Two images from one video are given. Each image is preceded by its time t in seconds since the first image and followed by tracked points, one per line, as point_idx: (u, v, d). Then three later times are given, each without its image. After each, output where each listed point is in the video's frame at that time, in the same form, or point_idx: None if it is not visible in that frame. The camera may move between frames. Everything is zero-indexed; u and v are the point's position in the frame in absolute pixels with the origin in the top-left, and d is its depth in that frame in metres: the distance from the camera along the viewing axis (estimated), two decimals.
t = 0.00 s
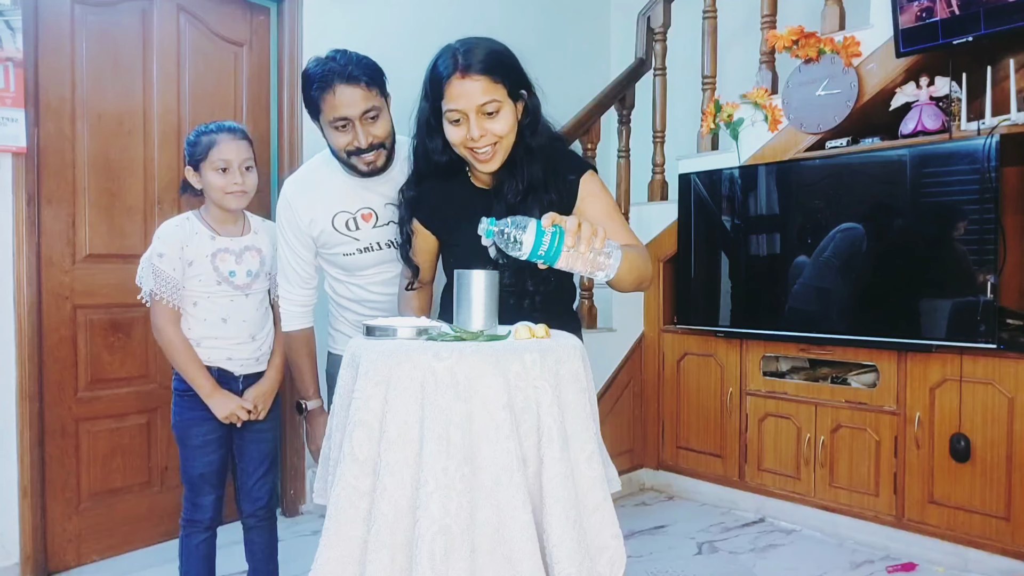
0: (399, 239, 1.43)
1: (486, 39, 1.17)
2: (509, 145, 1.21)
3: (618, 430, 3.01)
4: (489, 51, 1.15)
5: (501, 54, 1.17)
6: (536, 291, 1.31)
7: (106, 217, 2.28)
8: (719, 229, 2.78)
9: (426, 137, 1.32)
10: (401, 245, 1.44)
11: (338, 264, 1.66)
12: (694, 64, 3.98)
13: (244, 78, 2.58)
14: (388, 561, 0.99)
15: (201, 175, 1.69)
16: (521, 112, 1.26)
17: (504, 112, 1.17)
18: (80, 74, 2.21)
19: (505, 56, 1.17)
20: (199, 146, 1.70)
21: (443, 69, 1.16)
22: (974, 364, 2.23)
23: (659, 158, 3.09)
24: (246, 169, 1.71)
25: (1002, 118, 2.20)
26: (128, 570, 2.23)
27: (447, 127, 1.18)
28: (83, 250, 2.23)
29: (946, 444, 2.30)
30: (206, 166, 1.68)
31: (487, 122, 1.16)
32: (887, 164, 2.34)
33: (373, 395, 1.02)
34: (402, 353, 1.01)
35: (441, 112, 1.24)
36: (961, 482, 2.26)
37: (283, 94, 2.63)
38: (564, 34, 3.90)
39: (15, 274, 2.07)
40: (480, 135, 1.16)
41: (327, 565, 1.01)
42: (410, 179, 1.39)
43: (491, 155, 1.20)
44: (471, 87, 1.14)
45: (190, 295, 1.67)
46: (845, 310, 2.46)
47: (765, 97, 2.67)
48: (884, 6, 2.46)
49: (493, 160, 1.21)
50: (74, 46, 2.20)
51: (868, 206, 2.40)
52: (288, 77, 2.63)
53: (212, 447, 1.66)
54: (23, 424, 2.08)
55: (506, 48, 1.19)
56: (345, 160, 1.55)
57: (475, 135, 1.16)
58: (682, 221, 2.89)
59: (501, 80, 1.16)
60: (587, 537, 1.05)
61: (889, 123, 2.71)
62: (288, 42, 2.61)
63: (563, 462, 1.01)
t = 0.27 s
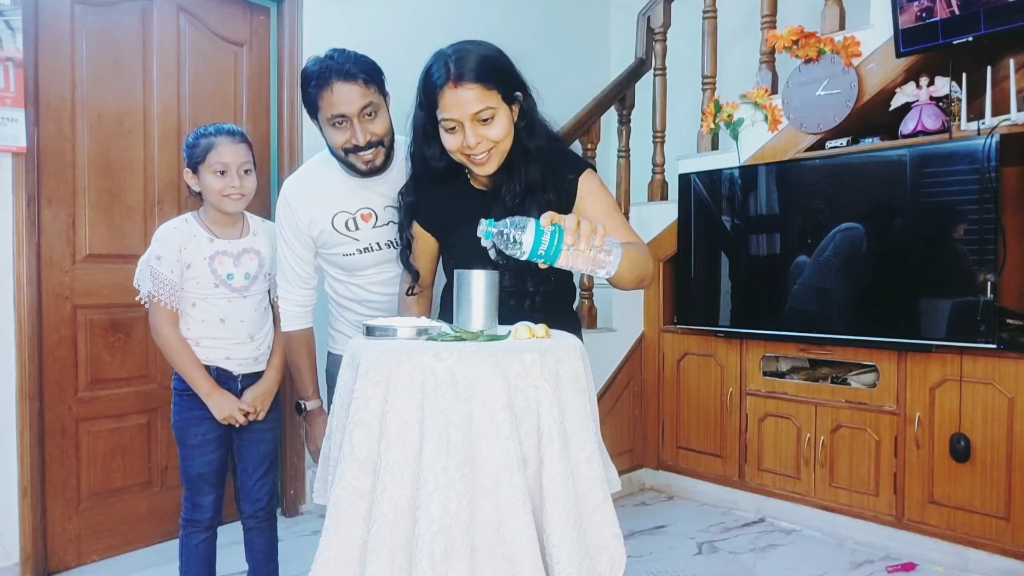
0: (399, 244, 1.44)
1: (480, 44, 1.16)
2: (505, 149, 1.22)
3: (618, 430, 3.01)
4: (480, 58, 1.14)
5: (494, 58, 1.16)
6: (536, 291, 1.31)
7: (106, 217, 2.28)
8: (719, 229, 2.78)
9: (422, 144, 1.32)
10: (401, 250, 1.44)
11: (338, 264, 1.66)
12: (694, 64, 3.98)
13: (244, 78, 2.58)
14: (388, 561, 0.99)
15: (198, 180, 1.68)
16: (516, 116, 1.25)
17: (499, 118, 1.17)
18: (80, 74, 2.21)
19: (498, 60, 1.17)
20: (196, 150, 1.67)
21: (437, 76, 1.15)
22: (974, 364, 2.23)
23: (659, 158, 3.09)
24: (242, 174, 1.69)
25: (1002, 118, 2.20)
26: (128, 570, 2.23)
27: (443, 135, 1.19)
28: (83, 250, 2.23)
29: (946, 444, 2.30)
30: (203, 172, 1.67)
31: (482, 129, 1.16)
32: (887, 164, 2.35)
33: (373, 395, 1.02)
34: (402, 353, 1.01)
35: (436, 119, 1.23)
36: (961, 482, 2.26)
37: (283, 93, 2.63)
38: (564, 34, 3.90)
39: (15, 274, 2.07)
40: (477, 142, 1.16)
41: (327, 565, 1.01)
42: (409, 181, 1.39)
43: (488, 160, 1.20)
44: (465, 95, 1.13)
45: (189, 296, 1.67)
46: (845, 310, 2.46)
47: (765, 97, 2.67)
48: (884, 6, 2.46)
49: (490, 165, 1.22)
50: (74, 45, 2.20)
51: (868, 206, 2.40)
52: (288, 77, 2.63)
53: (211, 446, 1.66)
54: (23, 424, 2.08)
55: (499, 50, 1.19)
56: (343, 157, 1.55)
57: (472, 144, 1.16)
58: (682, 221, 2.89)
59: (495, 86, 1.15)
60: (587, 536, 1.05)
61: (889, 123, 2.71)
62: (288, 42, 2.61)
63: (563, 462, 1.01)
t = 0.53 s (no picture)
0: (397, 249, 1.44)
1: (472, 50, 1.15)
2: (502, 155, 1.21)
3: (618, 430, 3.01)
4: (473, 65, 1.13)
5: (485, 62, 1.15)
6: (536, 291, 1.31)
7: (106, 217, 2.28)
8: (719, 229, 2.78)
9: (420, 152, 1.33)
10: (400, 255, 1.44)
11: (338, 264, 1.66)
12: (694, 64, 3.98)
13: (244, 78, 2.58)
14: (388, 561, 0.99)
15: (197, 185, 1.67)
16: (512, 118, 1.24)
17: (494, 125, 1.16)
18: (81, 74, 2.21)
19: (490, 65, 1.16)
20: (196, 154, 1.67)
21: (430, 84, 1.15)
22: (974, 364, 2.23)
23: (659, 158, 3.09)
24: (241, 180, 1.67)
25: (1003, 118, 2.20)
26: (129, 570, 2.23)
27: (441, 143, 1.19)
28: (83, 250, 2.23)
29: (946, 444, 2.30)
30: (202, 177, 1.66)
31: (478, 135, 1.16)
32: (887, 164, 2.35)
33: (373, 395, 1.02)
34: (402, 353, 1.01)
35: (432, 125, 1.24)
36: (961, 482, 2.26)
37: (283, 93, 2.63)
38: (564, 34, 3.90)
39: (15, 274, 2.07)
40: (472, 149, 1.16)
41: (327, 565, 1.01)
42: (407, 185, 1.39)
43: (485, 167, 1.20)
44: (459, 103, 1.13)
45: (189, 300, 1.67)
46: (845, 310, 2.46)
47: (765, 97, 2.67)
48: (884, 6, 2.46)
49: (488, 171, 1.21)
50: (74, 45, 2.20)
51: (868, 206, 2.40)
52: (288, 77, 2.63)
53: (210, 445, 1.66)
54: (23, 424, 2.08)
55: (491, 54, 1.18)
56: (341, 153, 1.54)
57: (468, 151, 1.16)
58: (682, 221, 2.89)
59: (488, 91, 1.15)
60: (587, 536, 1.05)
61: (889, 123, 2.71)
62: (288, 42, 2.61)
63: (563, 462, 1.01)
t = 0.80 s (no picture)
0: (398, 252, 1.44)
1: (467, 53, 1.15)
2: (500, 156, 1.21)
3: (618, 430, 3.01)
4: (469, 70, 1.13)
5: (480, 66, 1.15)
6: (535, 291, 1.31)
7: (106, 217, 2.28)
8: (718, 230, 2.78)
9: (418, 156, 1.34)
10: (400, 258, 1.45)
11: (338, 265, 1.66)
12: (694, 64, 3.98)
13: (244, 78, 2.58)
14: (388, 561, 0.99)
15: (199, 194, 1.67)
16: (510, 120, 1.24)
17: (491, 127, 1.16)
18: (81, 74, 2.21)
19: (486, 69, 1.16)
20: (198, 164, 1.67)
21: (427, 91, 1.15)
22: (974, 364, 2.23)
23: (659, 158, 3.09)
24: (243, 189, 1.67)
25: (1003, 118, 2.20)
26: (129, 570, 2.23)
27: (439, 146, 1.18)
28: (83, 250, 2.23)
29: (946, 444, 2.30)
30: (203, 186, 1.66)
31: (475, 139, 1.16)
32: (887, 164, 2.35)
33: (373, 395, 1.01)
34: (402, 353, 1.01)
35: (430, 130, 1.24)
36: (961, 482, 2.26)
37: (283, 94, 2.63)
38: (564, 34, 3.90)
39: (15, 274, 2.07)
40: (471, 152, 1.16)
41: (327, 564, 1.01)
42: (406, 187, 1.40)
43: (484, 169, 1.20)
44: (456, 108, 1.13)
45: (188, 308, 1.67)
46: (845, 310, 2.46)
47: (765, 97, 2.67)
48: (884, 5, 2.46)
49: (486, 173, 1.21)
50: (74, 45, 2.20)
51: (867, 206, 2.40)
52: (289, 77, 2.63)
53: (210, 443, 1.66)
54: (23, 424, 2.08)
55: (487, 56, 1.17)
56: (341, 154, 1.54)
57: (466, 155, 1.16)
58: (682, 222, 2.89)
59: (485, 96, 1.14)
60: (587, 537, 1.05)
61: (889, 123, 2.71)
62: (288, 42, 2.61)
63: (563, 462, 1.01)
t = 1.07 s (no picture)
0: (397, 253, 1.44)
1: (465, 54, 1.15)
2: (499, 155, 1.21)
3: (617, 430, 3.01)
4: (468, 70, 1.13)
5: (479, 67, 1.15)
6: (535, 291, 1.31)
7: (106, 217, 2.28)
8: (718, 230, 2.78)
9: (417, 157, 1.34)
10: (398, 260, 1.45)
11: (338, 265, 1.66)
12: (694, 63, 3.98)
13: (244, 78, 2.59)
14: (388, 561, 0.99)
15: (198, 237, 1.63)
16: (508, 120, 1.24)
17: (491, 127, 1.16)
18: (81, 74, 2.21)
19: (485, 70, 1.15)
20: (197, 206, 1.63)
21: (426, 92, 1.14)
22: (974, 364, 2.23)
23: (659, 158, 3.09)
24: (245, 229, 1.65)
25: (1003, 117, 2.20)
26: (129, 570, 2.23)
27: (437, 146, 1.19)
28: (83, 250, 2.23)
29: (946, 444, 2.30)
30: (203, 229, 1.62)
31: (474, 140, 1.16)
32: (887, 164, 2.35)
33: (373, 395, 1.01)
34: (402, 353, 1.01)
35: (430, 131, 1.24)
36: (961, 483, 2.26)
37: (283, 93, 2.63)
38: (564, 34, 3.90)
39: (15, 275, 2.08)
40: (469, 154, 1.16)
41: (327, 565, 1.01)
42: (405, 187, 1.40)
43: (484, 170, 1.20)
44: (454, 109, 1.12)
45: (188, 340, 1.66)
46: (845, 310, 2.46)
47: (765, 97, 2.67)
48: (884, 5, 2.46)
49: (485, 176, 1.22)
50: (74, 45, 2.20)
51: (867, 206, 2.40)
52: (289, 76, 2.63)
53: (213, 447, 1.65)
54: (23, 424, 2.08)
55: (485, 57, 1.17)
56: (343, 157, 1.54)
57: (465, 156, 1.16)
58: (682, 222, 2.89)
59: (484, 97, 1.14)
60: (587, 537, 1.05)
61: (889, 123, 2.71)
62: (288, 41, 2.61)
63: (563, 462, 1.01)
